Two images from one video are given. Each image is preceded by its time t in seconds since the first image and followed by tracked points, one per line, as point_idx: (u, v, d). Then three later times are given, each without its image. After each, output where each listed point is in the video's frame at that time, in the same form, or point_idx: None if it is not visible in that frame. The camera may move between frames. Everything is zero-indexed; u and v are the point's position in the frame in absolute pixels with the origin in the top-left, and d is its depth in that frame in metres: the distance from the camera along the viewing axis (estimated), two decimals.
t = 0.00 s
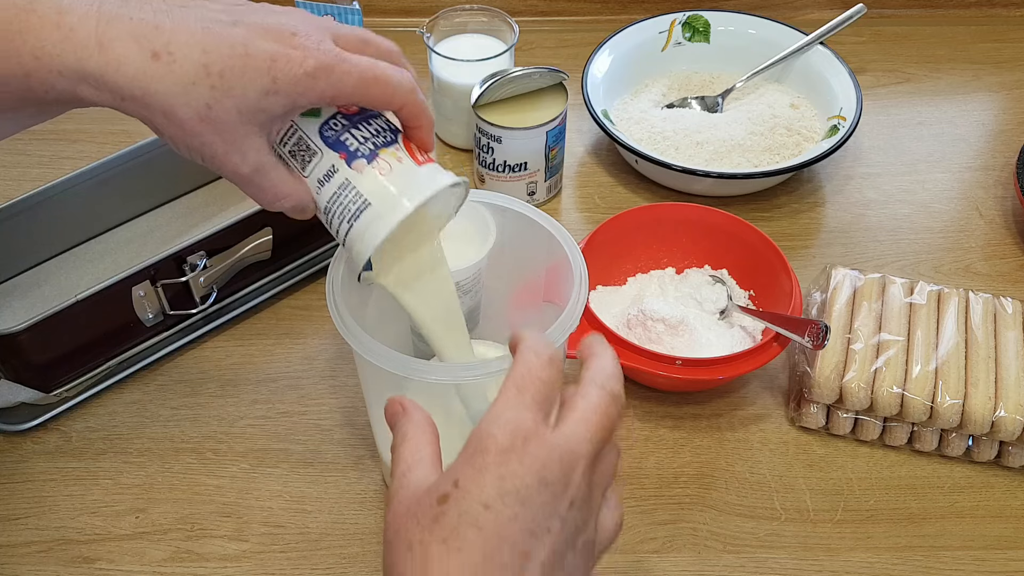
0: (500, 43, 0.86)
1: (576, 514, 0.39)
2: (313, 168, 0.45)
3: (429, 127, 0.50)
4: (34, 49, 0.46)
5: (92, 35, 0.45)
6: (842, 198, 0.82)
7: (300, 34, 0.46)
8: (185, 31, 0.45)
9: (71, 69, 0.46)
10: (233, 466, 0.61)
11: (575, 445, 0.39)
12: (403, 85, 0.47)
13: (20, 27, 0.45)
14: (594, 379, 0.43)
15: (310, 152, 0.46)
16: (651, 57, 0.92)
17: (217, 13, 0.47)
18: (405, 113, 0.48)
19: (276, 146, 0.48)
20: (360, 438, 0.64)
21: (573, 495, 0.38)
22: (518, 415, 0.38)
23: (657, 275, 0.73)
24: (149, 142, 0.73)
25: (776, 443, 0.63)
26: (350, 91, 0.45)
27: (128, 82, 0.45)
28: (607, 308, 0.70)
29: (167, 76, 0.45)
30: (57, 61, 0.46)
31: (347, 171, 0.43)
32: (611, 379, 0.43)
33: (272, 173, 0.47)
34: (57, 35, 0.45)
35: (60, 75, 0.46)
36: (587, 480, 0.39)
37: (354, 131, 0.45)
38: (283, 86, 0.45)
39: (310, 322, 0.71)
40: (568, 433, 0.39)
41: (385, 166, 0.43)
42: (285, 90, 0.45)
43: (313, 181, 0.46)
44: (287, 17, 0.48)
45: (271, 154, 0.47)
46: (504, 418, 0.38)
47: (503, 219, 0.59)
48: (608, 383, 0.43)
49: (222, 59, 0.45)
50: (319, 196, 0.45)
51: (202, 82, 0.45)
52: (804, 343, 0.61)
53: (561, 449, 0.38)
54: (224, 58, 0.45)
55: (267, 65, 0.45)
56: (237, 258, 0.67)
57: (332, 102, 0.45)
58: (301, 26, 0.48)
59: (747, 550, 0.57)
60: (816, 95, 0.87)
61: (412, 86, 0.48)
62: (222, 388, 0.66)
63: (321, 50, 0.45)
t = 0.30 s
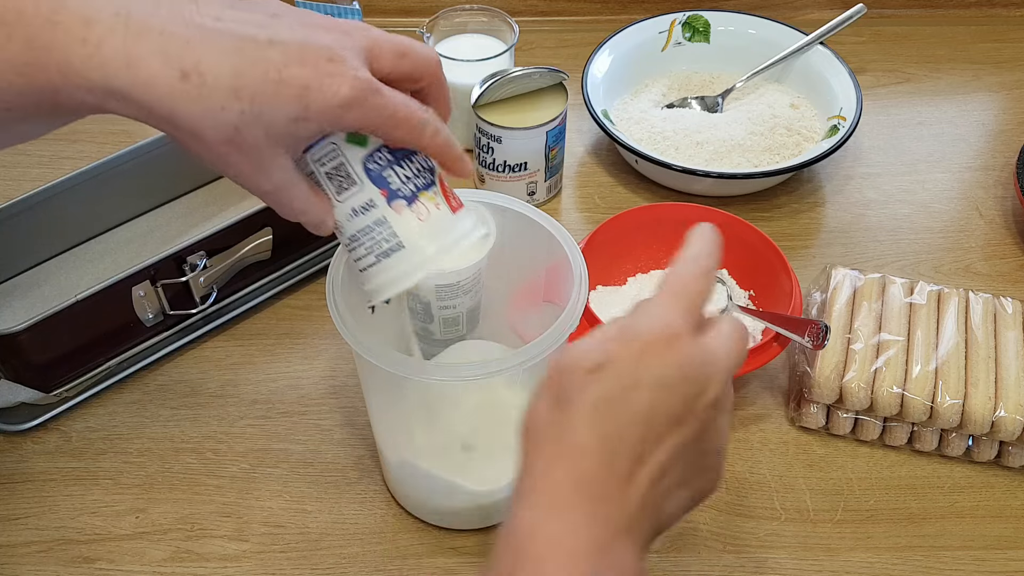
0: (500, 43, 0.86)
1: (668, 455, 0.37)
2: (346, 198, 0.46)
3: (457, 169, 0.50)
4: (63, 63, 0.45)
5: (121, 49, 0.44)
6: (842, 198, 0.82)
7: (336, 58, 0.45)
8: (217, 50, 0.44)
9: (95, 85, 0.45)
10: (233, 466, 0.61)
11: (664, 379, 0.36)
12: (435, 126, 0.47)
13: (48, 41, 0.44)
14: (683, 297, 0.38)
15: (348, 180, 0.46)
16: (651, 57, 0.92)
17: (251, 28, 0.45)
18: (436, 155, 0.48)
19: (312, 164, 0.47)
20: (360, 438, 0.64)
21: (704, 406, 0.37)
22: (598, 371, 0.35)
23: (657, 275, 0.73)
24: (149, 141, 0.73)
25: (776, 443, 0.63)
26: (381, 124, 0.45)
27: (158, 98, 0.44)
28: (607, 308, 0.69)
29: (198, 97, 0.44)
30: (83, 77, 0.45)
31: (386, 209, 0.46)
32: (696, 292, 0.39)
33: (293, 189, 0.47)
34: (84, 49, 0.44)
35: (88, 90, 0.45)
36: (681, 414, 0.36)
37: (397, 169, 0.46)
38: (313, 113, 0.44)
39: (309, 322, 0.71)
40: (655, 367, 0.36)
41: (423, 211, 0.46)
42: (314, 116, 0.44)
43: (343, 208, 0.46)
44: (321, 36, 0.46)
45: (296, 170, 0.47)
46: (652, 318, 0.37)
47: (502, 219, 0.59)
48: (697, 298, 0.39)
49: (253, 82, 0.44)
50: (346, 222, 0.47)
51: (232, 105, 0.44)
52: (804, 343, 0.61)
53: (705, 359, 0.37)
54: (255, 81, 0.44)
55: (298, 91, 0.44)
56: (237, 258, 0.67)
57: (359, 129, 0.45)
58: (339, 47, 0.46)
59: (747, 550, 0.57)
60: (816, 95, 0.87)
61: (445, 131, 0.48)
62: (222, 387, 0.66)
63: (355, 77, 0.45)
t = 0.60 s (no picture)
0: (500, 43, 0.86)
1: (700, 494, 0.47)
2: (390, 231, 0.44)
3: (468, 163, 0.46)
4: (76, 88, 0.43)
5: (133, 73, 0.42)
6: (842, 199, 0.82)
7: (347, 65, 0.43)
8: (227, 67, 0.42)
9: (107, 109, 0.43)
10: (233, 466, 0.61)
11: (690, 430, 0.47)
12: (446, 120, 0.43)
13: (63, 67, 0.42)
14: (697, 369, 0.51)
15: (395, 216, 0.44)
16: (651, 58, 0.92)
17: (260, 44, 0.43)
18: (444, 146, 0.44)
19: (356, 195, 0.44)
20: (360, 438, 0.64)
21: (719, 442, 0.49)
22: (640, 423, 0.47)
23: (657, 275, 0.73)
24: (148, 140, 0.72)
25: (776, 443, 0.63)
26: (393, 126, 0.42)
27: (171, 121, 0.42)
28: (607, 308, 0.70)
29: (211, 117, 0.42)
30: (97, 101, 0.42)
31: (431, 246, 0.45)
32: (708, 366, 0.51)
33: (314, 207, 0.44)
34: (99, 75, 0.42)
35: (101, 115, 0.43)
36: (705, 461, 0.47)
37: (443, 205, 0.45)
38: (326, 121, 0.41)
39: (309, 321, 0.71)
40: (683, 421, 0.47)
41: (464, 248, 0.46)
42: (328, 125, 0.41)
43: (384, 241, 0.45)
44: (336, 48, 0.44)
45: (316, 187, 0.44)
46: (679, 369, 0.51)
47: (503, 219, 0.59)
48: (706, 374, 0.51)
49: (264, 96, 0.41)
50: (385, 255, 0.45)
51: (245, 120, 0.42)
52: (804, 343, 0.61)
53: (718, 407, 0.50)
54: (265, 94, 0.42)
55: (309, 99, 0.41)
56: (237, 258, 0.67)
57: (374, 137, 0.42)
58: (350, 56, 0.44)
59: (747, 550, 0.57)
60: (816, 95, 0.87)
61: (455, 121, 0.44)
62: (223, 388, 0.66)
63: (367, 82, 0.42)
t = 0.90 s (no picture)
0: (500, 43, 0.86)
1: (688, 502, 0.49)
2: (411, 249, 0.44)
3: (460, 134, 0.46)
4: (67, 113, 0.43)
5: (120, 95, 0.42)
6: (842, 199, 0.82)
7: (317, 53, 0.43)
8: (206, 76, 0.42)
9: (100, 130, 0.43)
10: (233, 466, 0.61)
11: (674, 440, 0.50)
12: (427, 86, 0.42)
13: (52, 93, 0.43)
14: (681, 380, 0.54)
15: (417, 234, 0.44)
16: (651, 58, 0.92)
17: (234, 52, 0.44)
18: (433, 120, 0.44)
19: (379, 214, 0.43)
20: (360, 438, 0.64)
21: (707, 448, 0.52)
22: (624, 437, 0.51)
23: (656, 275, 0.73)
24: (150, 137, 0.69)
25: (776, 443, 0.63)
26: (372, 102, 0.41)
27: (160, 137, 0.42)
28: (607, 308, 0.70)
29: (197, 125, 0.42)
30: (88, 123, 0.43)
31: (449, 262, 0.45)
32: (692, 376, 0.55)
33: (316, 201, 0.43)
34: (88, 99, 0.43)
35: (93, 138, 0.43)
36: (691, 470, 0.50)
37: (461, 221, 0.45)
38: (306, 109, 0.41)
39: (309, 321, 0.71)
40: (666, 431, 0.51)
41: (477, 262, 0.47)
42: (308, 112, 0.42)
43: (403, 257, 0.44)
44: (301, 39, 0.45)
45: (313, 180, 0.44)
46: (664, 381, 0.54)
47: (503, 220, 0.59)
48: (693, 381, 0.55)
49: (244, 95, 0.41)
50: (403, 270, 0.45)
51: (229, 122, 0.41)
52: (805, 343, 0.61)
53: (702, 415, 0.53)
54: (245, 93, 0.42)
55: (286, 91, 0.41)
56: (237, 258, 0.67)
57: (356, 113, 0.42)
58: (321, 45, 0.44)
59: (747, 550, 0.57)
60: (816, 96, 0.87)
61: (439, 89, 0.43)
62: (223, 388, 0.66)
63: (337, 63, 0.42)
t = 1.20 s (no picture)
0: (500, 43, 0.86)
1: (684, 494, 0.50)
2: (426, 258, 0.43)
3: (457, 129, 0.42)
4: (68, 132, 0.46)
5: (118, 115, 0.45)
6: (842, 199, 0.82)
7: (298, 46, 0.43)
8: (194, 89, 0.44)
9: (103, 150, 0.46)
10: (233, 466, 0.61)
11: (669, 433, 0.51)
12: (411, 89, 0.41)
13: (54, 112, 0.47)
14: (675, 378, 0.55)
15: (435, 243, 0.43)
16: (651, 58, 0.92)
17: (221, 60, 0.45)
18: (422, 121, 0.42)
19: (398, 222, 0.42)
20: (360, 438, 0.64)
21: (702, 441, 0.52)
22: (619, 431, 0.51)
23: (656, 275, 0.73)
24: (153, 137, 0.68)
25: (776, 443, 0.63)
26: (357, 97, 0.41)
27: (159, 152, 0.45)
28: (607, 308, 0.69)
29: (190, 137, 0.44)
30: (89, 144, 0.46)
31: (463, 272, 0.44)
32: (687, 374, 0.55)
33: (321, 196, 0.44)
34: (88, 117, 0.46)
35: (94, 156, 0.47)
36: (686, 461, 0.51)
37: (476, 232, 0.44)
38: (292, 106, 0.42)
39: (309, 321, 0.71)
40: (661, 424, 0.51)
41: (488, 272, 0.46)
42: (294, 107, 0.42)
43: (417, 265, 0.43)
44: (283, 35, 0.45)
45: (312, 177, 0.45)
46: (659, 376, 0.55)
47: (503, 221, 0.59)
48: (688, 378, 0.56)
49: (230, 102, 0.43)
50: (415, 278, 0.44)
51: (221, 130, 0.43)
52: (804, 343, 0.61)
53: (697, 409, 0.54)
54: (231, 98, 0.43)
55: (270, 90, 0.42)
56: (237, 258, 0.67)
57: (341, 106, 0.42)
58: (301, 38, 0.44)
59: (747, 551, 0.57)
60: (816, 96, 0.87)
61: (427, 90, 0.42)
62: (223, 388, 0.66)
63: (319, 55, 0.42)
